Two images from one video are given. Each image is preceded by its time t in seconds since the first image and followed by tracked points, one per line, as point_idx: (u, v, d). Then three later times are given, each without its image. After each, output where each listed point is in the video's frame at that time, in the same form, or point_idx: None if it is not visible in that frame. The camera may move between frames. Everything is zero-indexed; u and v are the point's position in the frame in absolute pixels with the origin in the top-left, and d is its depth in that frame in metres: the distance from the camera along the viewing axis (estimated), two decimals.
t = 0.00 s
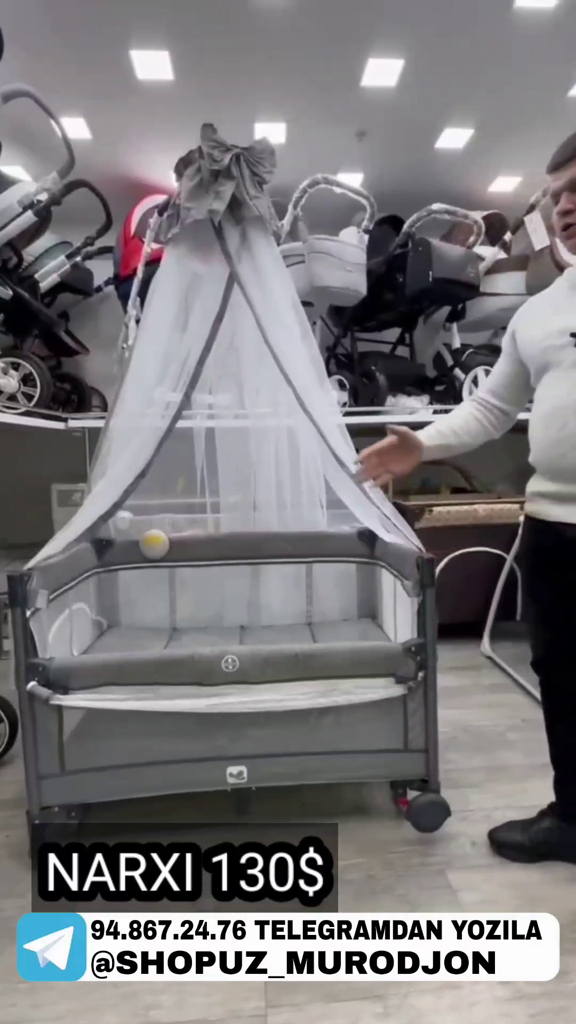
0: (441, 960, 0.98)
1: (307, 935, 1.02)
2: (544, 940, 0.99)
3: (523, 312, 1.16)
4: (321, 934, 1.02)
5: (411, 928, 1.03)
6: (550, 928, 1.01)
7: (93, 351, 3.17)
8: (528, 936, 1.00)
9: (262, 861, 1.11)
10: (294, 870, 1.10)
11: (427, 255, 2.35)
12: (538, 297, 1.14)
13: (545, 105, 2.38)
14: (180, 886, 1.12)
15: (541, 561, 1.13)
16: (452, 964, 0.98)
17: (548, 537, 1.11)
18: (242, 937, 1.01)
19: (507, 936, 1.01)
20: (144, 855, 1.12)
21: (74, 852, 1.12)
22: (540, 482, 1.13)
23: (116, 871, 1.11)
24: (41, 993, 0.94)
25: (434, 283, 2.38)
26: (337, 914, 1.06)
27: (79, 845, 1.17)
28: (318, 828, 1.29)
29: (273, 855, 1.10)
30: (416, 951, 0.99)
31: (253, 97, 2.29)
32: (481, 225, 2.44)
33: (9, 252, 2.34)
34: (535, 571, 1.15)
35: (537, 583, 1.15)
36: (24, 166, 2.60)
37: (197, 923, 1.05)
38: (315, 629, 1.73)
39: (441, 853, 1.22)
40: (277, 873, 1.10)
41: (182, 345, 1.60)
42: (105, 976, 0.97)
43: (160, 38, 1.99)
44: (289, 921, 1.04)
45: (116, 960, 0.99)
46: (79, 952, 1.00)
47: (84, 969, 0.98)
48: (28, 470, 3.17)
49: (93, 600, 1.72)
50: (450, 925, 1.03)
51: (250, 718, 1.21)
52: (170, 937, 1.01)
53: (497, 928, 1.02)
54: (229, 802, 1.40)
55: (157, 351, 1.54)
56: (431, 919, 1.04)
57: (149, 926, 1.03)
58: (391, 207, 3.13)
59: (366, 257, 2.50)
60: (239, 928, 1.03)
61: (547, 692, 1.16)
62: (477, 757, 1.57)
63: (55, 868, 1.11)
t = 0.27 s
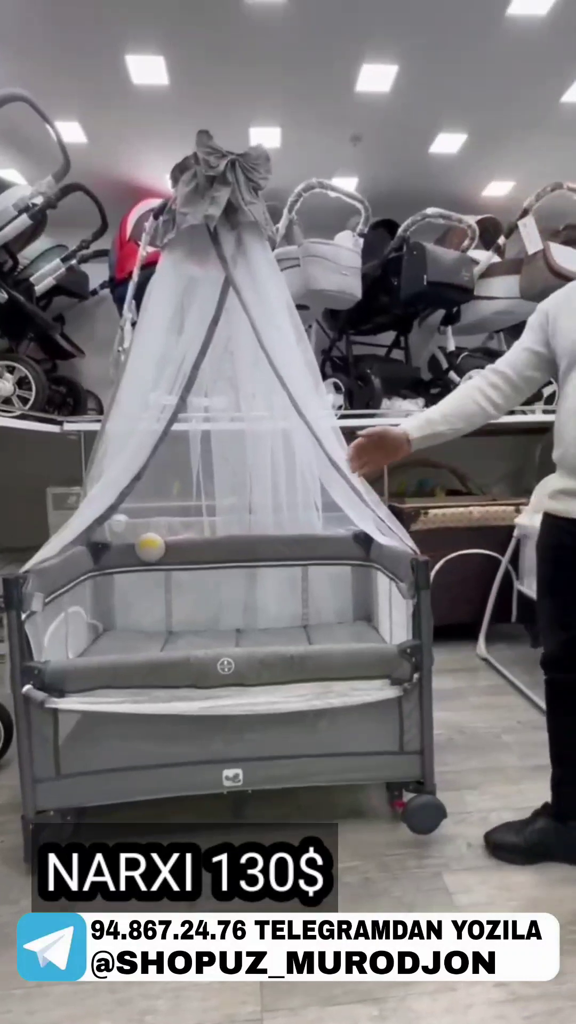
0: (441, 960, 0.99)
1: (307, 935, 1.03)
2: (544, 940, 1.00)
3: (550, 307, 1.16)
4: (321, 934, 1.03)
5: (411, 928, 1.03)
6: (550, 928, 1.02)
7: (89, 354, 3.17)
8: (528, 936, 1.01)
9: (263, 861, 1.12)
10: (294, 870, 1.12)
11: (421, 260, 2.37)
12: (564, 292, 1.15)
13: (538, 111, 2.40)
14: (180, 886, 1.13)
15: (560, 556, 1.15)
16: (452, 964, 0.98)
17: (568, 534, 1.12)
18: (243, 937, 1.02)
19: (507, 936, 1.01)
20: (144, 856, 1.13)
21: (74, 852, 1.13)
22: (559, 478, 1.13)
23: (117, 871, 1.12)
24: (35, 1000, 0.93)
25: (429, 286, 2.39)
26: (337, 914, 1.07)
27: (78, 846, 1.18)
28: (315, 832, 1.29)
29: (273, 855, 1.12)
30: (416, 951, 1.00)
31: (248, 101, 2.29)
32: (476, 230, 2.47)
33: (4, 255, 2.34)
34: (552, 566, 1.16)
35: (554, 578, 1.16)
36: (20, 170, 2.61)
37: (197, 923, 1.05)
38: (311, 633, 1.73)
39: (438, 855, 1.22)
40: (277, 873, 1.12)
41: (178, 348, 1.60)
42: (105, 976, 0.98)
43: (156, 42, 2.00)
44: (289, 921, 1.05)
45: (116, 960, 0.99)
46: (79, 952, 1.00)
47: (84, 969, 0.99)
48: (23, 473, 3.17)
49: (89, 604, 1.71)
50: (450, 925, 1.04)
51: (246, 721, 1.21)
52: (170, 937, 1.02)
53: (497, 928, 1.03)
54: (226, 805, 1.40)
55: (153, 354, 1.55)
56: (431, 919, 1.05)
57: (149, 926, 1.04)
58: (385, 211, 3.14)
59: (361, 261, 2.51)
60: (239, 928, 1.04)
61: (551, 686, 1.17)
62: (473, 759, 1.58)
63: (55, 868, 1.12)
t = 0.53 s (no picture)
0: (441, 960, 0.99)
1: (307, 935, 1.01)
2: (544, 940, 0.99)
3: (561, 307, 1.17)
4: (321, 934, 1.01)
5: (411, 928, 1.02)
6: (550, 928, 1.01)
7: (84, 357, 3.16)
8: (528, 937, 1.00)
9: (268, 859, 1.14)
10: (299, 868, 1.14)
11: (416, 263, 2.38)
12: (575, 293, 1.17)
13: (531, 116, 2.42)
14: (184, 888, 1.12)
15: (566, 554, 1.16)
16: (452, 964, 0.98)
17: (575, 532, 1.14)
18: (242, 937, 1.02)
19: (507, 936, 1.01)
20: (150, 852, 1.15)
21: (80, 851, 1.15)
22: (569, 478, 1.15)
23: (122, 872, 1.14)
24: (28, 1007, 0.92)
25: (423, 289, 2.40)
26: (337, 914, 1.06)
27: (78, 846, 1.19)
28: (311, 835, 1.29)
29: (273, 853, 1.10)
30: (416, 951, 1.00)
31: (243, 105, 2.30)
32: (469, 233, 2.50)
33: None
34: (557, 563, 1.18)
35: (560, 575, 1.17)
36: (15, 173, 2.60)
37: (197, 922, 1.04)
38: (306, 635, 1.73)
39: (435, 857, 1.22)
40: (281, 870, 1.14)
41: (173, 351, 1.60)
42: (105, 976, 0.99)
43: (151, 47, 2.00)
44: (289, 920, 1.03)
45: (116, 960, 1.00)
46: (79, 952, 1.01)
47: (84, 969, 0.99)
48: (17, 475, 3.16)
49: (83, 607, 1.72)
50: (450, 925, 1.03)
51: (241, 724, 1.20)
52: (170, 937, 1.02)
53: (497, 928, 1.02)
54: (221, 808, 1.40)
55: (147, 357, 1.55)
56: (432, 919, 1.04)
57: (149, 926, 1.04)
58: (380, 215, 3.16)
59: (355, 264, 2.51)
60: (238, 928, 1.03)
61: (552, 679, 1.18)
62: (469, 760, 1.58)
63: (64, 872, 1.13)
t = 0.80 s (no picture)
0: (441, 960, 0.99)
1: (307, 935, 1.03)
2: (544, 940, 1.00)
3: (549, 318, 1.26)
4: (321, 934, 1.02)
5: (411, 928, 1.03)
6: (550, 927, 1.02)
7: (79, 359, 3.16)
8: (528, 936, 1.01)
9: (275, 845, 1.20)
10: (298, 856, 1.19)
11: (410, 266, 2.39)
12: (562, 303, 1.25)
13: (525, 120, 2.44)
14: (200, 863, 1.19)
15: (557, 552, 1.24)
16: (452, 964, 0.99)
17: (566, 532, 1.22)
18: (243, 937, 1.02)
19: (507, 937, 1.01)
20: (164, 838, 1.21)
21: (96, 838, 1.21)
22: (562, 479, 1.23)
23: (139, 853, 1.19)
24: (22, 1012, 0.92)
25: (418, 292, 2.41)
26: (337, 914, 1.07)
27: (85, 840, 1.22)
28: (307, 837, 1.29)
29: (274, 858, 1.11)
30: (416, 951, 1.00)
31: (238, 108, 2.31)
32: (463, 237, 2.49)
33: None
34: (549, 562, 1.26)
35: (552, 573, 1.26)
36: (9, 175, 2.60)
37: (197, 922, 1.05)
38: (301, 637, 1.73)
39: (431, 857, 1.23)
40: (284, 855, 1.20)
41: (167, 353, 1.60)
42: (105, 976, 0.99)
43: (146, 50, 2.01)
44: (290, 921, 1.04)
45: (116, 960, 1.01)
46: (80, 952, 1.01)
47: (84, 969, 1.00)
48: (12, 478, 3.15)
49: (78, 609, 1.72)
50: (450, 925, 1.04)
51: (236, 727, 1.20)
52: (170, 937, 1.03)
53: (497, 928, 1.03)
54: (217, 811, 1.40)
55: (142, 358, 1.55)
56: (432, 919, 1.05)
57: (150, 926, 1.05)
58: (374, 218, 3.17)
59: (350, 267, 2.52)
60: (239, 928, 1.04)
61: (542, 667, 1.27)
62: (464, 761, 1.58)
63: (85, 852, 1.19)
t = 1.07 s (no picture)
0: (440, 960, 1.00)
1: (307, 935, 1.03)
2: (544, 940, 1.00)
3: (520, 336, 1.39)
4: (321, 934, 1.02)
5: (411, 928, 1.03)
6: (550, 927, 1.02)
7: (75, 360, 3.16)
8: (528, 936, 1.01)
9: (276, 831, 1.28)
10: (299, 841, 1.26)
11: (406, 269, 2.39)
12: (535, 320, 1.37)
13: (519, 125, 2.46)
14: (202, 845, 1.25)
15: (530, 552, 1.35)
16: (452, 964, 0.99)
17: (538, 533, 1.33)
18: (243, 937, 1.02)
19: (507, 936, 1.01)
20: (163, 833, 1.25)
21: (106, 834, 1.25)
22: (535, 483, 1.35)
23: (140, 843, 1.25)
24: (18, 1015, 0.91)
25: (414, 294, 2.42)
26: (337, 914, 1.07)
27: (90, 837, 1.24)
28: (303, 838, 1.30)
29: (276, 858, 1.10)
30: (416, 951, 1.01)
31: (234, 111, 2.31)
32: (459, 239, 2.49)
33: None
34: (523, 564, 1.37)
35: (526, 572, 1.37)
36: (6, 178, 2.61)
37: (197, 922, 1.05)
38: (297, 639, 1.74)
39: (427, 858, 1.23)
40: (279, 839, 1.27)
41: (164, 353, 1.60)
42: (105, 976, 0.99)
43: (142, 53, 2.01)
44: (289, 921, 1.04)
45: (116, 960, 1.01)
46: (79, 952, 1.01)
47: (84, 969, 1.00)
48: (8, 479, 3.14)
49: (74, 612, 1.72)
50: (450, 925, 1.04)
51: (231, 729, 1.20)
52: (170, 937, 1.03)
53: (497, 928, 1.03)
54: (213, 813, 1.40)
55: (138, 358, 1.56)
56: (432, 919, 1.05)
57: (149, 926, 1.05)
58: (370, 221, 3.18)
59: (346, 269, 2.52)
60: (239, 928, 1.04)
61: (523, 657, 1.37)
62: (461, 762, 1.59)
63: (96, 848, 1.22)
